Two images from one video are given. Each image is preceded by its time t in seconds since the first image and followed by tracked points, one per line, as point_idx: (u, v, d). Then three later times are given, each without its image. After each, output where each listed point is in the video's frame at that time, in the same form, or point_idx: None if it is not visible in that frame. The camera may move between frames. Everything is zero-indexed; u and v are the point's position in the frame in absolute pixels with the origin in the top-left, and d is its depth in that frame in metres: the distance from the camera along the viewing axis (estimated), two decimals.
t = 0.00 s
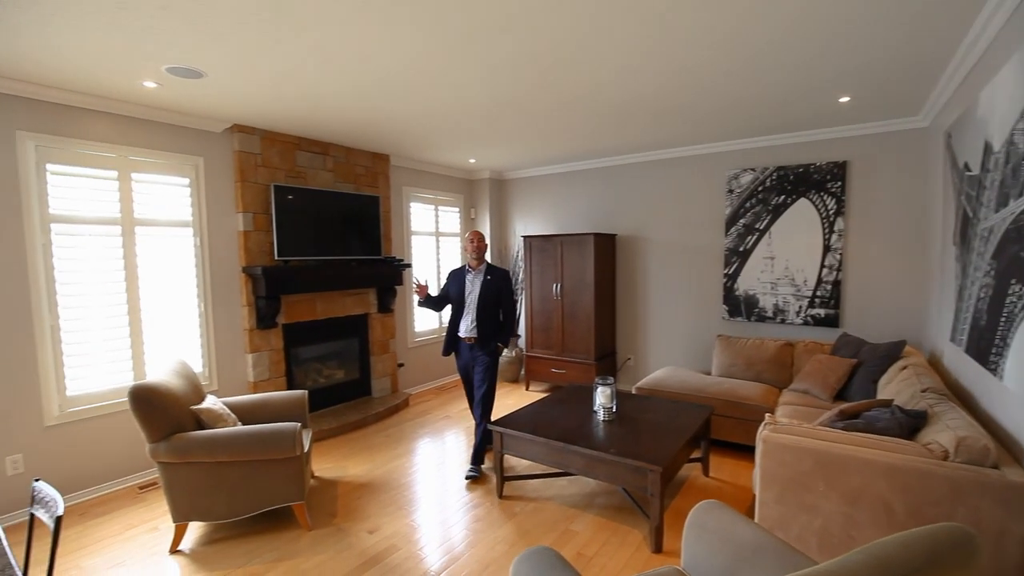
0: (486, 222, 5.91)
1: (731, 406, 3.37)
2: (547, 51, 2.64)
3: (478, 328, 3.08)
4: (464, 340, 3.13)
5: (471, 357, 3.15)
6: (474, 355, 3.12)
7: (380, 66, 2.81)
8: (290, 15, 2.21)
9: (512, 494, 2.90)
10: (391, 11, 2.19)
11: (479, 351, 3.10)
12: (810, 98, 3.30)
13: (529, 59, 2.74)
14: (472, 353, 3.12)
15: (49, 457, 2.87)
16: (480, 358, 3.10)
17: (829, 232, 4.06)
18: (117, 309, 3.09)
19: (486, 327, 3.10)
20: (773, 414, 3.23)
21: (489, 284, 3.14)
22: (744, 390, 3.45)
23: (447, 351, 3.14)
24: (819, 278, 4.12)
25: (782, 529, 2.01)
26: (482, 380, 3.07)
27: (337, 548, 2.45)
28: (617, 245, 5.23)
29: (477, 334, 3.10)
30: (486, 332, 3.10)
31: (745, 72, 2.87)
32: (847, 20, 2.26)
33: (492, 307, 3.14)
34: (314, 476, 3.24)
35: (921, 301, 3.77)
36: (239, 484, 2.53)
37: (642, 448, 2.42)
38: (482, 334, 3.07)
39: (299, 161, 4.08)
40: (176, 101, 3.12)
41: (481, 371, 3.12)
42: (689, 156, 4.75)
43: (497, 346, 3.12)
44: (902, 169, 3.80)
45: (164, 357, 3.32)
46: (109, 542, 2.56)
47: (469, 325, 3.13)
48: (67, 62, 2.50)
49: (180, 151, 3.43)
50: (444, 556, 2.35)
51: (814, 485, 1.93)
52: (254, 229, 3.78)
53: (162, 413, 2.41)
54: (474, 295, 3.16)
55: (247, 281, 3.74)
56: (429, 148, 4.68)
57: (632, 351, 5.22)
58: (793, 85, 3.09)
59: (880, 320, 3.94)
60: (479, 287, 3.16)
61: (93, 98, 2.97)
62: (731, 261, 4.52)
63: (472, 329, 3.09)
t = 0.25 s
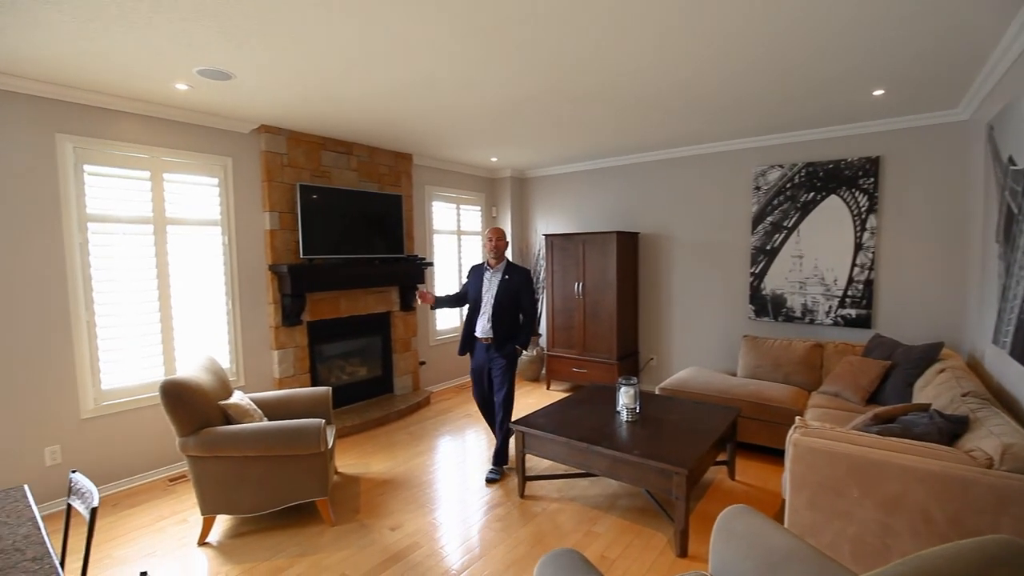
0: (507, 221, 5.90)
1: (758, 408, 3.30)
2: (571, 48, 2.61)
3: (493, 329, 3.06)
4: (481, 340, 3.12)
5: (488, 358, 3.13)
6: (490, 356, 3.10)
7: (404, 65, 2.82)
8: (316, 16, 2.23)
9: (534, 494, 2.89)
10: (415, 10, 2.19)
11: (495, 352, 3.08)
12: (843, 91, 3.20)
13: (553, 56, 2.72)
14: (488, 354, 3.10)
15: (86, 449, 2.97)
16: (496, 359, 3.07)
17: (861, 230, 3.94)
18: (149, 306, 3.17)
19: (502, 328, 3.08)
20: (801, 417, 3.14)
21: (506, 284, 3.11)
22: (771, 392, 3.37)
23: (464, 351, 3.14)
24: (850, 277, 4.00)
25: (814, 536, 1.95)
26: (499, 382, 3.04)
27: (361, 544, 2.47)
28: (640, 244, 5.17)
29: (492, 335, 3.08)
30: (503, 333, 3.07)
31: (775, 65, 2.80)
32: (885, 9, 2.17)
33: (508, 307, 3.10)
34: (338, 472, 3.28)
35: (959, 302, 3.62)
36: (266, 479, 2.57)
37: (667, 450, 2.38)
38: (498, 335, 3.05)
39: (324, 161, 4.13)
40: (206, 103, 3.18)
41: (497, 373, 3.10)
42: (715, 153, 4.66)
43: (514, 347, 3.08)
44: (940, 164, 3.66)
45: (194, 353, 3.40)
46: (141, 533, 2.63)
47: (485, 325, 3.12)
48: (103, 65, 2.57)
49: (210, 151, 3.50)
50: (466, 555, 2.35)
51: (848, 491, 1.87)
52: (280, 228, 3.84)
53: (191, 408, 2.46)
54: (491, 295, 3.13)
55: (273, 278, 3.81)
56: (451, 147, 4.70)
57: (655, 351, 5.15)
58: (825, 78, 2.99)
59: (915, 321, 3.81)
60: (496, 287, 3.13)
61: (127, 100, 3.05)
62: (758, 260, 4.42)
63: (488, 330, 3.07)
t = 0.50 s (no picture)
0: (527, 221, 5.88)
1: (785, 413, 3.21)
2: (594, 45, 2.57)
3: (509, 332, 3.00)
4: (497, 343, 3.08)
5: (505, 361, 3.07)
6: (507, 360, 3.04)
7: (426, 66, 2.83)
8: (339, 17, 2.24)
9: (554, 496, 2.86)
10: (437, 10, 2.19)
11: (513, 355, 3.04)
12: (876, 86, 3.09)
13: (575, 54, 2.69)
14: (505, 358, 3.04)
15: (116, 444, 3.05)
16: (513, 363, 3.03)
17: (894, 230, 3.80)
18: (176, 304, 3.24)
19: (519, 331, 3.02)
20: (831, 423, 3.04)
21: (522, 286, 3.03)
22: (799, 397, 3.28)
23: (482, 354, 3.08)
24: (882, 278, 3.86)
25: (847, 547, 1.88)
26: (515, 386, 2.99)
27: (381, 544, 2.48)
28: (662, 244, 5.09)
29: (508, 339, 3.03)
30: (519, 337, 3.01)
31: (805, 60, 2.71)
32: None
33: (525, 310, 3.03)
34: (358, 470, 3.30)
35: (999, 304, 3.47)
36: (288, 477, 2.60)
37: (691, 455, 2.33)
38: (514, 338, 3.00)
39: (346, 162, 4.17)
40: (232, 105, 3.24)
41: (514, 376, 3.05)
42: (740, 151, 4.56)
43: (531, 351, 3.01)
44: (979, 161, 3.51)
45: (219, 351, 3.46)
46: (167, 527, 2.68)
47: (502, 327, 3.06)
48: (134, 69, 2.63)
49: (235, 153, 3.56)
50: (485, 557, 2.33)
51: (883, 501, 1.80)
52: (303, 228, 3.89)
53: (216, 406, 2.50)
54: (507, 296, 3.06)
55: (296, 278, 3.86)
56: (472, 147, 4.70)
57: (677, 353, 5.07)
58: (858, 73, 2.89)
59: (951, 324, 3.66)
60: (513, 290, 3.05)
61: (157, 103, 3.12)
62: (784, 260, 4.31)
63: (504, 333, 3.03)
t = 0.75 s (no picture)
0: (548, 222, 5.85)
1: (813, 419, 3.11)
2: (617, 43, 2.53)
3: (527, 337, 2.80)
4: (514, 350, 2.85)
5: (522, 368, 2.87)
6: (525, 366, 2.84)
7: (447, 67, 2.82)
8: (361, 19, 2.24)
9: (574, 501, 2.82)
10: (459, 10, 2.17)
11: (531, 362, 2.84)
12: (912, 81, 2.98)
13: (598, 53, 2.65)
14: (523, 365, 2.84)
15: (144, 440, 3.12)
16: (532, 370, 2.83)
17: (928, 231, 3.66)
18: (201, 304, 3.30)
19: (538, 336, 2.82)
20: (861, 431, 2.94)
21: (538, 288, 2.85)
22: (828, 403, 3.18)
23: (499, 360, 2.85)
24: (915, 281, 3.73)
25: (881, 561, 1.80)
26: (536, 393, 2.82)
27: (399, 545, 2.48)
28: (684, 245, 5.00)
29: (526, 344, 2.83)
30: (539, 342, 2.82)
31: (837, 55, 2.62)
32: None
33: (542, 313, 2.85)
34: (378, 470, 3.31)
35: None
36: (308, 476, 2.62)
37: (716, 462, 2.27)
38: (533, 343, 2.79)
39: (367, 163, 4.20)
40: (256, 107, 3.28)
41: (533, 384, 2.86)
42: (766, 150, 4.45)
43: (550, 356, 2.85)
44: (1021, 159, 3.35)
45: (243, 350, 3.51)
46: (191, 523, 2.72)
47: (518, 333, 2.86)
48: (164, 73, 2.69)
49: (260, 155, 3.62)
50: (503, 561, 2.31)
51: (920, 514, 1.72)
52: (325, 229, 3.92)
53: (239, 404, 2.53)
54: (522, 300, 2.89)
55: (318, 278, 3.89)
56: (492, 148, 4.68)
57: (700, 356, 4.97)
58: (893, 68, 2.79)
59: (991, 329, 3.50)
60: (527, 292, 2.89)
61: (185, 107, 3.19)
62: (812, 262, 4.19)
63: (521, 338, 2.82)
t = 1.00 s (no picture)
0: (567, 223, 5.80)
1: (841, 427, 3.01)
2: (639, 41, 2.48)
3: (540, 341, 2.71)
4: (525, 355, 2.74)
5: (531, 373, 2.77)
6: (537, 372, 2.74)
7: (466, 67, 2.81)
8: (380, 20, 2.24)
9: (592, 506, 2.78)
10: (478, 9, 2.15)
11: (542, 366, 2.76)
12: (949, 75, 2.85)
13: (619, 51, 2.60)
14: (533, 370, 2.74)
15: (167, 436, 3.17)
16: (544, 375, 2.74)
17: (965, 232, 3.51)
18: (224, 303, 3.35)
19: (549, 339, 2.73)
20: (893, 440, 2.83)
21: (549, 290, 2.75)
22: (857, 410, 3.07)
23: (508, 370, 2.72)
24: (951, 284, 3.57)
25: None
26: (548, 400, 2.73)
27: (416, 547, 2.46)
28: (707, 246, 4.90)
29: (538, 349, 2.74)
30: (550, 345, 2.74)
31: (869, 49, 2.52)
32: None
33: (552, 316, 2.74)
34: (395, 471, 3.31)
35: None
36: (327, 476, 2.63)
37: (740, 469, 2.20)
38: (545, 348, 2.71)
39: (387, 164, 4.21)
40: (278, 109, 3.32)
41: (544, 389, 2.76)
42: (792, 149, 4.33)
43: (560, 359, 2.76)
44: None
45: (264, 349, 3.56)
46: (212, 520, 2.76)
47: (529, 337, 2.75)
48: (189, 76, 2.73)
49: (282, 156, 3.66)
50: (520, 566, 2.28)
51: (960, 530, 1.63)
52: (345, 230, 3.95)
53: (258, 404, 2.55)
54: (532, 302, 2.77)
55: (338, 279, 3.92)
56: (511, 148, 4.66)
57: (722, 360, 4.87)
58: (929, 62, 2.67)
59: None
60: (537, 295, 2.76)
61: (209, 109, 3.24)
62: (840, 264, 4.06)
63: (533, 343, 2.72)
